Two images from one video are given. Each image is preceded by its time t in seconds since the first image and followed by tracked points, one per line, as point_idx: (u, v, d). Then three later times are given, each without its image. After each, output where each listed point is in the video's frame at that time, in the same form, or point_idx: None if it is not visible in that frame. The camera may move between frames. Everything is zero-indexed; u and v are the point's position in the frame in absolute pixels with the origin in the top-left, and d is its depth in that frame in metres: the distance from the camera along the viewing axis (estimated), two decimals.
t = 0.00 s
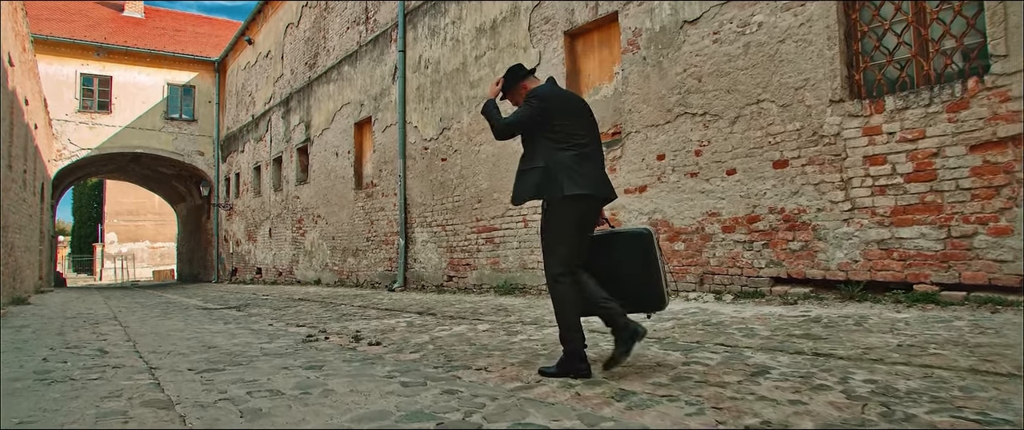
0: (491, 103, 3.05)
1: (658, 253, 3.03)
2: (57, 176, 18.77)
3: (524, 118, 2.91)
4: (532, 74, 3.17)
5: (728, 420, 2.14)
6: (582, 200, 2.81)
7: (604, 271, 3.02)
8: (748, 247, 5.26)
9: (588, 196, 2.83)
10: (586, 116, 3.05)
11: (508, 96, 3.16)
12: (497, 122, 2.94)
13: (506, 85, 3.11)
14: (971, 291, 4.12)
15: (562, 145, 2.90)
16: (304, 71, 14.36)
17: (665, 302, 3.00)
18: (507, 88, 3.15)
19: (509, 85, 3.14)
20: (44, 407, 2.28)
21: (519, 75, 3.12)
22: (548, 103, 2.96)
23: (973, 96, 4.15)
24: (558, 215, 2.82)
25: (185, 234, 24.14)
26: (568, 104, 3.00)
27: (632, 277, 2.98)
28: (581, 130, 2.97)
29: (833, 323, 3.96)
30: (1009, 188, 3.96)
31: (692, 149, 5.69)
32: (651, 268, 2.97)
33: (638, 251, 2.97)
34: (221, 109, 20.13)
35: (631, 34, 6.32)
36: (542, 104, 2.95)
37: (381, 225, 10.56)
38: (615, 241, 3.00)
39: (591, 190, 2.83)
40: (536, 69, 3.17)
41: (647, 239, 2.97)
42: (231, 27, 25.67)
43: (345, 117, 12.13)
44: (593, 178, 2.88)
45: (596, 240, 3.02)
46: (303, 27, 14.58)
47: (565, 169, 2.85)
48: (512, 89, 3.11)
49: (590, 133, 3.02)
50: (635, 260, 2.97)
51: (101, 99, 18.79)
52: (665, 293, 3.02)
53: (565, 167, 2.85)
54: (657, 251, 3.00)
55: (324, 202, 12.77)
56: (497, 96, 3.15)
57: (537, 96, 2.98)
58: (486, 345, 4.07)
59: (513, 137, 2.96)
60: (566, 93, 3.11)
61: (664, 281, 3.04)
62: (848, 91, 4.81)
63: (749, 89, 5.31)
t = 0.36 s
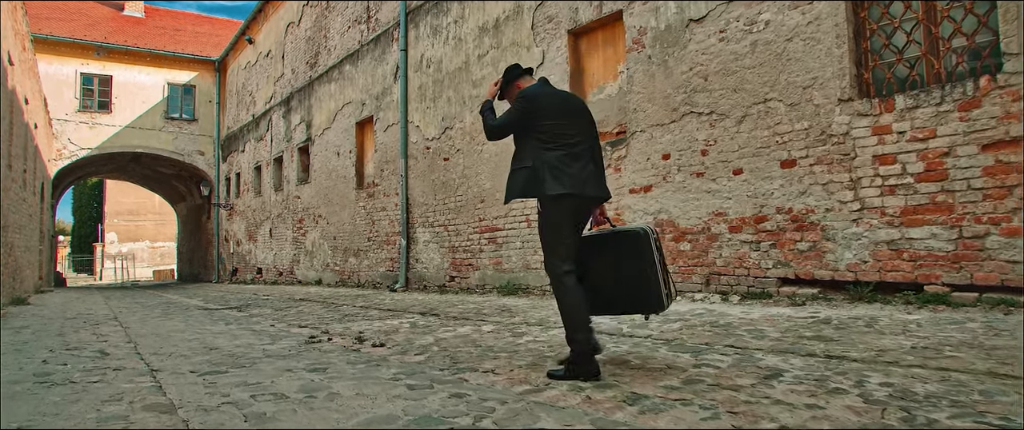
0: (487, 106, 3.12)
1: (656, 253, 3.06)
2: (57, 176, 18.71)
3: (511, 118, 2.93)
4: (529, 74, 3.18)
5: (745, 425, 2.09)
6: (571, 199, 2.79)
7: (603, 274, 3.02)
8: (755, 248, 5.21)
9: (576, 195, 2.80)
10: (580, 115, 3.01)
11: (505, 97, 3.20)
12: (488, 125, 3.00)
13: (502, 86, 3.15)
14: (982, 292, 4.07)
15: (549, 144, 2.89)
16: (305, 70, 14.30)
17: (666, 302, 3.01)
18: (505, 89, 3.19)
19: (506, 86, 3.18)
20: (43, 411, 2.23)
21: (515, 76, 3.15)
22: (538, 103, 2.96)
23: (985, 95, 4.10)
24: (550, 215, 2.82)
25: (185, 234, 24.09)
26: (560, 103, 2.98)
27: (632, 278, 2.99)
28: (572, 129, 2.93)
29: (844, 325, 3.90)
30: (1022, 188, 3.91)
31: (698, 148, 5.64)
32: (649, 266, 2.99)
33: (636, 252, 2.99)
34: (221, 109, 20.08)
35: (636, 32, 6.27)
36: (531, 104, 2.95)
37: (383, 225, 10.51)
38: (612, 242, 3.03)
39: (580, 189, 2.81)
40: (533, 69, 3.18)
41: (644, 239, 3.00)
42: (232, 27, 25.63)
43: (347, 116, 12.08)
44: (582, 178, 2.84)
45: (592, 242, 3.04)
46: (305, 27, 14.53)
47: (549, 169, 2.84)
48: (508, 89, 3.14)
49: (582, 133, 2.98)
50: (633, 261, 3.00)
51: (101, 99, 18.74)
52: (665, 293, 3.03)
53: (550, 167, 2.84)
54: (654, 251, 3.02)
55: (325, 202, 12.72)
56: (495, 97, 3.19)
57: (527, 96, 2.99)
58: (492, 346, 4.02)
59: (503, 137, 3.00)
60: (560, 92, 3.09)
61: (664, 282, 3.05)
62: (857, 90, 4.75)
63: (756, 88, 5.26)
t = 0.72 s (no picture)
0: (484, 111, 3.22)
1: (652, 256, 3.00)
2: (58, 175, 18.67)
3: (504, 123, 3.01)
4: (524, 77, 3.25)
5: None
6: (560, 202, 2.85)
7: (601, 277, 3.01)
8: (763, 248, 5.16)
9: (565, 198, 2.86)
10: (572, 117, 3.05)
11: (503, 102, 3.29)
12: (483, 129, 3.11)
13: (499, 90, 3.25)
14: (995, 293, 4.01)
15: (540, 148, 2.96)
16: (306, 70, 14.24)
17: (663, 307, 2.93)
18: (502, 93, 3.29)
19: (503, 91, 3.27)
20: (43, 415, 2.18)
21: (510, 81, 3.23)
22: (529, 107, 3.03)
23: (998, 93, 4.04)
24: (542, 218, 2.90)
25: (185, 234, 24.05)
26: (551, 106, 3.04)
27: (627, 281, 2.96)
28: (563, 131, 2.99)
29: (855, 326, 3.85)
30: None
31: (704, 148, 5.59)
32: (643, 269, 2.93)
33: (629, 255, 2.95)
34: (222, 108, 20.02)
35: (641, 31, 6.21)
36: (523, 108, 3.03)
37: (385, 225, 10.46)
38: (608, 245, 2.99)
39: (569, 191, 2.87)
40: (529, 73, 3.25)
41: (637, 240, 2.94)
42: (232, 26, 25.58)
43: (348, 116, 12.02)
44: (573, 180, 2.89)
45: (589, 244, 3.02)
46: (306, 26, 14.47)
47: (539, 172, 2.91)
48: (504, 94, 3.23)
49: (575, 134, 3.02)
50: (627, 264, 2.95)
51: (101, 98, 18.69)
52: (662, 297, 2.96)
53: (540, 170, 2.91)
54: (649, 253, 2.96)
55: (326, 202, 12.67)
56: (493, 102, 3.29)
57: (519, 101, 3.07)
58: (498, 348, 3.97)
59: (498, 141, 3.10)
60: (554, 94, 3.14)
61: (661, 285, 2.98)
62: (867, 89, 4.69)
63: (763, 87, 5.21)
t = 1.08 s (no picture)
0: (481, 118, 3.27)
1: (646, 257, 2.99)
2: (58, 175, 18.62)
3: (497, 130, 3.05)
4: (520, 85, 3.28)
5: None
6: (551, 206, 2.86)
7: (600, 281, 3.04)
8: (770, 248, 5.10)
9: (556, 203, 2.87)
10: (565, 124, 3.06)
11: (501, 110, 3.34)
12: (478, 136, 3.15)
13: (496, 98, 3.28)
14: (1009, 294, 3.96)
15: (532, 155, 2.98)
16: (307, 69, 14.18)
17: (654, 309, 2.94)
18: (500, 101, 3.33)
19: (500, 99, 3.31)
20: (43, 418, 2.12)
21: (507, 90, 3.26)
22: (521, 115, 3.06)
23: (1012, 91, 3.98)
24: (535, 223, 2.92)
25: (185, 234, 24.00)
26: (544, 114, 3.06)
27: (621, 282, 2.97)
28: (555, 138, 3.00)
29: (867, 327, 3.79)
30: None
31: (711, 146, 5.53)
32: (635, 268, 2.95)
33: (621, 258, 2.98)
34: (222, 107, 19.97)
35: (646, 29, 6.16)
36: (515, 116, 3.05)
37: (386, 225, 10.40)
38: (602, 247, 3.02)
39: (560, 196, 2.87)
40: (526, 81, 3.28)
41: (628, 242, 2.96)
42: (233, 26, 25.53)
43: (350, 115, 11.96)
44: (564, 185, 2.89)
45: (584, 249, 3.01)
46: (307, 25, 14.42)
47: (529, 178, 2.93)
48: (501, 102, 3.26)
49: (567, 142, 3.03)
50: (619, 266, 2.98)
51: (102, 98, 18.63)
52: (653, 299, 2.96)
53: (532, 176, 2.93)
54: (641, 254, 2.96)
55: (328, 201, 12.61)
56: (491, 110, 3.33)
57: (512, 109, 3.10)
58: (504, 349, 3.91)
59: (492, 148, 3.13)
60: (547, 103, 3.16)
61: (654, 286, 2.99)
62: (877, 87, 4.64)
63: (771, 85, 5.15)
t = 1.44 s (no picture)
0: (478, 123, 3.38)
1: (634, 254, 2.99)
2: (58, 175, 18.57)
3: (490, 135, 3.16)
4: (517, 90, 3.39)
5: None
6: (541, 211, 2.95)
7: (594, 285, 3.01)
8: (779, 247, 5.05)
9: (545, 209, 2.97)
10: (557, 131, 3.17)
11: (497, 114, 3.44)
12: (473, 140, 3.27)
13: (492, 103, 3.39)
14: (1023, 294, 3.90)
15: (524, 159, 3.09)
16: (308, 67, 14.11)
17: (642, 306, 2.92)
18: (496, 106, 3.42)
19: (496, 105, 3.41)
20: (42, 422, 2.06)
21: (503, 95, 3.36)
22: (515, 120, 3.17)
23: None
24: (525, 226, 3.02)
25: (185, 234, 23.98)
26: (537, 120, 3.17)
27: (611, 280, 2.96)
28: (547, 144, 3.11)
29: (880, 328, 3.73)
30: None
31: (718, 144, 5.48)
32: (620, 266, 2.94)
33: (608, 256, 2.98)
34: (223, 107, 19.91)
35: (652, 26, 6.09)
36: (510, 121, 3.17)
37: (388, 224, 10.34)
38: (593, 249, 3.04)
39: (549, 201, 2.97)
40: (522, 88, 3.38)
41: (613, 242, 2.98)
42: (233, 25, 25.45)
43: (351, 114, 11.89)
44: (554, 191, 3.00)
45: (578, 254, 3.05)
46: (308, 24, 14.35)
47: (521, 183, 3.04)
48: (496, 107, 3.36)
49: (559, 148, 3.14)
50: (607, 266, 2.97)
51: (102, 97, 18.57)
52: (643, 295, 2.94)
53: (523, 180, 3.04)
54: (631, 252, 2.97)
55: (329, 201, 12.55)
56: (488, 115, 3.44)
57: (506, 114, 3.22)
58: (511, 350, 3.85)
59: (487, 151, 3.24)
60: (542, 109, 3.27)
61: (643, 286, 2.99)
62: (887, 84, 4.58)
63: (779, 83, 5.10)
